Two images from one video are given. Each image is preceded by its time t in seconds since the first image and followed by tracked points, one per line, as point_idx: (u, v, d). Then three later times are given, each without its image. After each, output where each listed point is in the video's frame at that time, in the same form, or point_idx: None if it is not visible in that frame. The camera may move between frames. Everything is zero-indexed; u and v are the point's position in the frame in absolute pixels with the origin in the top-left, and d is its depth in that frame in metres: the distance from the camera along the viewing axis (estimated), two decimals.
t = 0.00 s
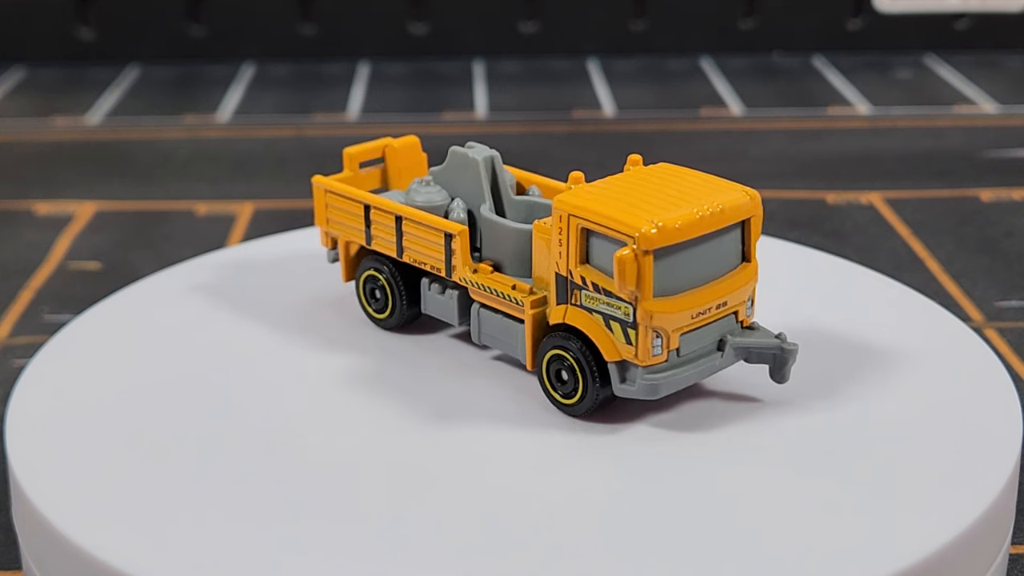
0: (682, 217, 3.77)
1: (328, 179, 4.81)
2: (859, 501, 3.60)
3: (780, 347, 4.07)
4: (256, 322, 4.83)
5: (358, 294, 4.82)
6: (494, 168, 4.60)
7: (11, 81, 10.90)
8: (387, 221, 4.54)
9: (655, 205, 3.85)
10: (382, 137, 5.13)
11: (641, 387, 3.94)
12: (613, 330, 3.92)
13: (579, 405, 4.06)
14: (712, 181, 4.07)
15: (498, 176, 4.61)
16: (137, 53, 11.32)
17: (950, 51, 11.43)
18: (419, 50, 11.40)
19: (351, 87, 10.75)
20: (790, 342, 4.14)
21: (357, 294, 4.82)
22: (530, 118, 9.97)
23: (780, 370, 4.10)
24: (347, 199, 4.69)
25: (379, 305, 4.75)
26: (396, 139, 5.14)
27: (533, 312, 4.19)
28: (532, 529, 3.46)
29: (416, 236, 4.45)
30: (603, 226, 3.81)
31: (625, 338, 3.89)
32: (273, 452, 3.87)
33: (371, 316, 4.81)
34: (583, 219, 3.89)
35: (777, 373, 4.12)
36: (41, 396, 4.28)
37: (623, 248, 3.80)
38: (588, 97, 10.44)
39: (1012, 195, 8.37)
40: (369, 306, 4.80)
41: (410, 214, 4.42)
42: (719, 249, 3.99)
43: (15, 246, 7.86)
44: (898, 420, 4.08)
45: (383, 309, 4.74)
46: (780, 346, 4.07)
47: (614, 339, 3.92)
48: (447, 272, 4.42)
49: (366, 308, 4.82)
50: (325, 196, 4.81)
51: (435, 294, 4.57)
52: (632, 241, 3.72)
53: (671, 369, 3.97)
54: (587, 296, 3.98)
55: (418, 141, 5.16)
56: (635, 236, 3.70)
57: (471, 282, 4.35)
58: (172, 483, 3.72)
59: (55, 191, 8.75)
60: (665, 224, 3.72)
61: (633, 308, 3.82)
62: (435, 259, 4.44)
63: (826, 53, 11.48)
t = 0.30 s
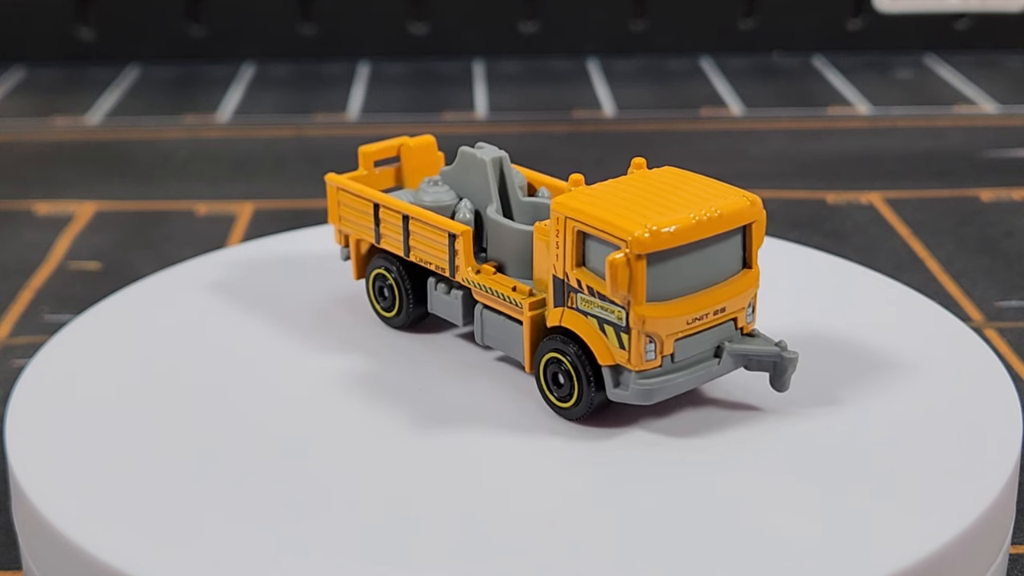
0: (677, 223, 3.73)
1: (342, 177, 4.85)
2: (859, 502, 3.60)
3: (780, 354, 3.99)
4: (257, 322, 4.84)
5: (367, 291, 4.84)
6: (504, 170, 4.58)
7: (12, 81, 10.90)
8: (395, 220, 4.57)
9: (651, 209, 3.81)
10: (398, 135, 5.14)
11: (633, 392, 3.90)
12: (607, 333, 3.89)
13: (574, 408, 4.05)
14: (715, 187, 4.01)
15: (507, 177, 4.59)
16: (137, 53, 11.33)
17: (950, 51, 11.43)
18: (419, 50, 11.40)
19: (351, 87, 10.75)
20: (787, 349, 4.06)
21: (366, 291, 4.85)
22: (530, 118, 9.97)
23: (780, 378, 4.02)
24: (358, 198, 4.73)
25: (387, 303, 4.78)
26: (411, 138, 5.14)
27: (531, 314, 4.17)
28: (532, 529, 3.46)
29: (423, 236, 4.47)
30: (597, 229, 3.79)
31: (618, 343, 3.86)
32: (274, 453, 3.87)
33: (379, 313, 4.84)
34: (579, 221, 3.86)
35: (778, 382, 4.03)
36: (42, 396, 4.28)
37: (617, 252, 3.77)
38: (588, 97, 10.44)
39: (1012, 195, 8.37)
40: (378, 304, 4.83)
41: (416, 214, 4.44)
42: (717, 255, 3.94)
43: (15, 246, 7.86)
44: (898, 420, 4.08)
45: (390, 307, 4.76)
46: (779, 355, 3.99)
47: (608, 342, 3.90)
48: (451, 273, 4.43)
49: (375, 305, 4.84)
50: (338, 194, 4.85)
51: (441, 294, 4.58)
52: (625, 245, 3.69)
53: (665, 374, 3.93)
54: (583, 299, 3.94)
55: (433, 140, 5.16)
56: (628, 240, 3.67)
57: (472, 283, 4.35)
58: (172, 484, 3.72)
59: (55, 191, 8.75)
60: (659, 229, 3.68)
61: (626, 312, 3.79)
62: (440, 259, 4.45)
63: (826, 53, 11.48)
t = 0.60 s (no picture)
0: (666, 226, 3.68)
1: (354, 174, 4.88)
2: (858, 502, 3.60)
3: (773, 361, 3.93)
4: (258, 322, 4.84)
5: (375, 287, 4.87)
6: (510, 169, 4.55)
7: (12, 81, 10.90)
8: (401, 218, 4.58)
9: (642, 212, 3.76)
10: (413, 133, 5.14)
11: (620, 396, 3.87)
12: (596, 336, 3.86)
13: (563, 410, 4.03)
14: (712, 191, 3.95)
15: (513, 177, 4.56)
16: (137, 53, 11.33)
17: (950, 50, 11.43)
18: (419, 50, 11.40)
19: (351, 87, 10.75)
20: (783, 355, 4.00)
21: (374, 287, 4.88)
22: (530, 118, 9.96)
23: (774, 385, 3.95)
24: (367, 195, 4.75)
25: (393, 301, 4.80)
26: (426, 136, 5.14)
27: (525, 314, 4.16)
28: (529, 530, 3.46)
29: (426, 234, 4.48)
30: (586, 231, 3.76)
31: (606, 345, 3.83)
32: (272, 454, 3.86)
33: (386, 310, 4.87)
34: (570, 222, 3.83)
35: (773, 391, 3.96)
36: (42, 396, 4.28)
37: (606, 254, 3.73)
38: (588, 97, 10.44)
39: (1012, 195, 8.37)
40: (385, 301, 4.85)
41: (420, 212, 4.45)
42: (711, 260, 3.88)
43: (15, 246, 7.86)
44: (897, 421, 4.07)
45: (396, 304, 4.79)
46: (771, 361, 3.93)
47: (596, 345, 3.87)
48: (451, 272, 4.43)
49: (382, 302, 4.87)
50: (349, 191, 4.88)
51: (444, 293, 4.58)
52: (612, 247, 3.66)
53: (654, 378, 3.89)
54: (574, 301, 3.92)
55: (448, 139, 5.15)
56: (614, 242, 3.63)
57: (471, 283, 4.36)
58: (172, 484, 3.71)
59: (55, 191, 8.75)
60: (646, 232, 3.63)
61: (613, 314, 3.76)
62: (442, 258, 4.45)
63: (826, 53, 11.47)
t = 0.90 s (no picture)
0: (657, 230, 3.67)
1: (362, 172, 4.91)
2: (858, 501, 3.60)
3: (768, 367, 3.92)
4: (259, 322, 4.84)
5: (382, 284, 4.89)
6: (513, 170, 4.57)
7: (12, 81, 10.90)
8: (406, 216, 4.60)
9: (635, 215, 3.76)
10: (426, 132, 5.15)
11: (608, 398, 3.86)
12: (586, 338, 3.85)
13: (554, 411, 4.02)
14: (710, 195, 3.93)
15: (517, 178, 4.57)
16: (137, 53, 11.33)
17: (950, 50, 11.43)
18: (419, 50, 11.40)
19: (351, 87, 10.75)
20: (778, 363, 3.99)
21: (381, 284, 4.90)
22: (530, 117, 9.96)
23: (768, 392, 3.94)
24: (374, 193, 4.77)
25: (399, 298, 4.82)
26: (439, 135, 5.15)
27: (520, 314, 4.16)
28: (530, 530, 3.46)
29: (429, 232, 4.49)
30: (578, 232, 3.76)
31: (595, 347, 3.82)
32: (271, 453, 3.87)
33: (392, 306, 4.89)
34: (562, 224, 3.83)
35: (767, 397, 3.95)
36: (43, 397, 4.28)
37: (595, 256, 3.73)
38: (588, 97, 10.44)
39: (1012, 195, 8.37)
40: (391, 298, 4.87)
41: (423, 210, 4.46)
42: (705, 263, 3.87)
43: (15, 246, 7.86)
44: (897, 420, 4.07)
45: (402, 302, 4.80)
46: (766, 368, 3.92)
47: (586, 346, 3.86)
48: (452, 271, 4.44)
49: (388, 299, 4.89)
50: (358, 189, 4.91)
51: (446, 292, 4.58)
52: (602, 249, 3.66)
53: (643, 381, 3.87)
54: (566, 302, 3.92)
55: (460, 139, 5.15)
56: (604, 244, 3.63)
57: (469, 282, 4.36)
58: (173, 484, 3.71)
59: (55, 191, 8.75)
60: (636, 234, 3.63)
61: (602, 316, 3.75)
62: (444, 256, 4.46)
63: (826, 53, 11.47)
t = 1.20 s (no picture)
0: (644, 233, 3.64)
1: (375, 169, 4.94)
2: (858, 502, 3.60)
3: (759, 373, 3.88)
4: (260, 322, 4.84)
5: (391, 281, 4.92)
6: (521, 170, 4.52)
7: (12, 81, 10.90)
8: (412, 214, 4.61)
9: (624, 217, 3.73)
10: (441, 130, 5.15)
11: (594, 401, 3.85)
12: (574, 340, 3.85)
13: (543, 412, 4.02)
14: (704, 198, 3.90)
15: (524, 178, 4.53)
16: (137, 53, 11.33)
17: (950, 50, 11.42)
18: (419, 50, 11.40)
19: (351, 87, 10.75)
20: (771, 370, 3.95)
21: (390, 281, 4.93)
22: (530, 117, 9.96)
23: (759, 398, 3.91)
24: (384, 190, 4.80)
25: (406, 295, 4.84)
26: (454, 134, 5.14)
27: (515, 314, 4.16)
28: (528, 531, 3.46)
29: (432, 230, 4.50)
30: (566, 233, 3.74)
31: (583, 350, 3.81)
32: (271, 453, 3.87)
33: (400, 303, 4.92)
34: (552, 224, 3.82)
35: (759, 404, 3.92)
36: (43, 397, 4.27)
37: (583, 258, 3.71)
38: (588, 97, 10.44)
39: (1012, 195, 8.37)
40: (399, 295, 4.90)
41: (426, 208, 4.47)
42: (696, 267, 3.83)
43: (15, 246, 7.85)
44: (897, 421, 4.07)
45: (408, 299, 4.83)
46: (757, 374, 3.89)
47: (575, 348, 3.85)
48: (453, 269, 4.44)
49: (396, 295, 4.92)
50: (370, 185, 4.94)
51: (449, 290, 4.59)
52: (588, 251, 3.64)
53: (630, 385, 3.86)
54: (556, 304, 3.91)
55: (474, 139, 5.14)
56: (589, 246, 3.62)
57: (468, 281, 4.37)
58: (173, 485, 3.71)
59: (55, 191, 8.75)
60: (621, 237, 3.60)
61: (588, 319, 3.73)
62: (447, 255, 4.47)
63: (826, 53, 11.47)
